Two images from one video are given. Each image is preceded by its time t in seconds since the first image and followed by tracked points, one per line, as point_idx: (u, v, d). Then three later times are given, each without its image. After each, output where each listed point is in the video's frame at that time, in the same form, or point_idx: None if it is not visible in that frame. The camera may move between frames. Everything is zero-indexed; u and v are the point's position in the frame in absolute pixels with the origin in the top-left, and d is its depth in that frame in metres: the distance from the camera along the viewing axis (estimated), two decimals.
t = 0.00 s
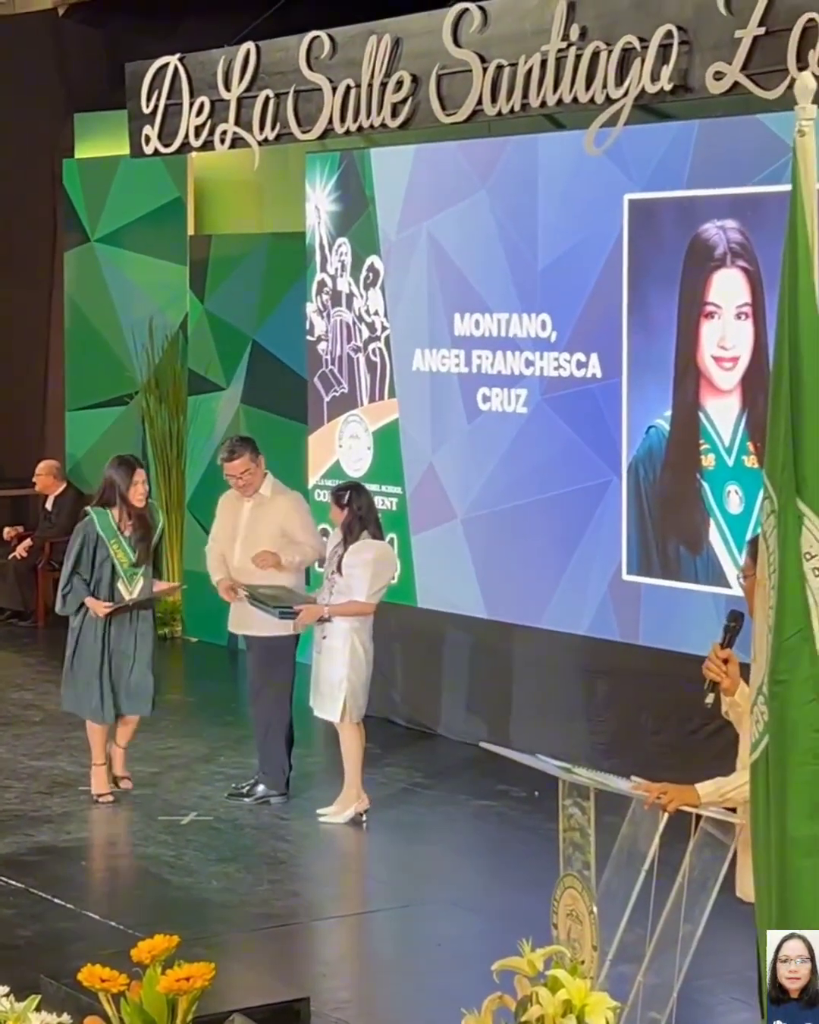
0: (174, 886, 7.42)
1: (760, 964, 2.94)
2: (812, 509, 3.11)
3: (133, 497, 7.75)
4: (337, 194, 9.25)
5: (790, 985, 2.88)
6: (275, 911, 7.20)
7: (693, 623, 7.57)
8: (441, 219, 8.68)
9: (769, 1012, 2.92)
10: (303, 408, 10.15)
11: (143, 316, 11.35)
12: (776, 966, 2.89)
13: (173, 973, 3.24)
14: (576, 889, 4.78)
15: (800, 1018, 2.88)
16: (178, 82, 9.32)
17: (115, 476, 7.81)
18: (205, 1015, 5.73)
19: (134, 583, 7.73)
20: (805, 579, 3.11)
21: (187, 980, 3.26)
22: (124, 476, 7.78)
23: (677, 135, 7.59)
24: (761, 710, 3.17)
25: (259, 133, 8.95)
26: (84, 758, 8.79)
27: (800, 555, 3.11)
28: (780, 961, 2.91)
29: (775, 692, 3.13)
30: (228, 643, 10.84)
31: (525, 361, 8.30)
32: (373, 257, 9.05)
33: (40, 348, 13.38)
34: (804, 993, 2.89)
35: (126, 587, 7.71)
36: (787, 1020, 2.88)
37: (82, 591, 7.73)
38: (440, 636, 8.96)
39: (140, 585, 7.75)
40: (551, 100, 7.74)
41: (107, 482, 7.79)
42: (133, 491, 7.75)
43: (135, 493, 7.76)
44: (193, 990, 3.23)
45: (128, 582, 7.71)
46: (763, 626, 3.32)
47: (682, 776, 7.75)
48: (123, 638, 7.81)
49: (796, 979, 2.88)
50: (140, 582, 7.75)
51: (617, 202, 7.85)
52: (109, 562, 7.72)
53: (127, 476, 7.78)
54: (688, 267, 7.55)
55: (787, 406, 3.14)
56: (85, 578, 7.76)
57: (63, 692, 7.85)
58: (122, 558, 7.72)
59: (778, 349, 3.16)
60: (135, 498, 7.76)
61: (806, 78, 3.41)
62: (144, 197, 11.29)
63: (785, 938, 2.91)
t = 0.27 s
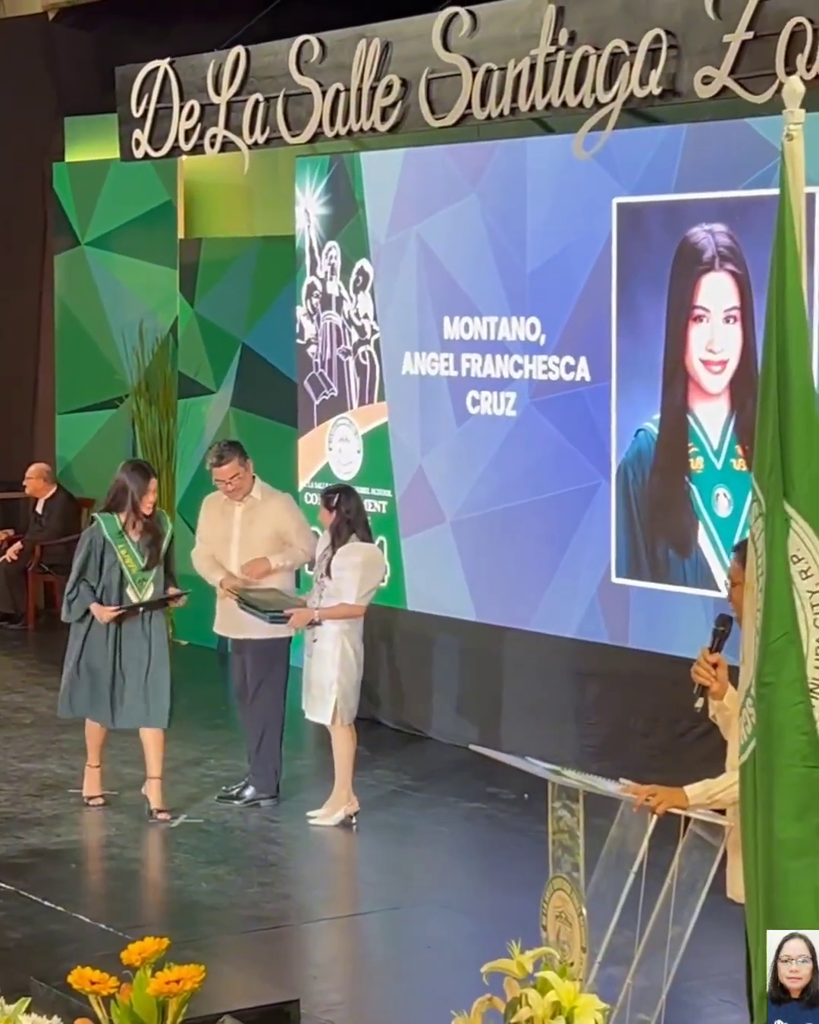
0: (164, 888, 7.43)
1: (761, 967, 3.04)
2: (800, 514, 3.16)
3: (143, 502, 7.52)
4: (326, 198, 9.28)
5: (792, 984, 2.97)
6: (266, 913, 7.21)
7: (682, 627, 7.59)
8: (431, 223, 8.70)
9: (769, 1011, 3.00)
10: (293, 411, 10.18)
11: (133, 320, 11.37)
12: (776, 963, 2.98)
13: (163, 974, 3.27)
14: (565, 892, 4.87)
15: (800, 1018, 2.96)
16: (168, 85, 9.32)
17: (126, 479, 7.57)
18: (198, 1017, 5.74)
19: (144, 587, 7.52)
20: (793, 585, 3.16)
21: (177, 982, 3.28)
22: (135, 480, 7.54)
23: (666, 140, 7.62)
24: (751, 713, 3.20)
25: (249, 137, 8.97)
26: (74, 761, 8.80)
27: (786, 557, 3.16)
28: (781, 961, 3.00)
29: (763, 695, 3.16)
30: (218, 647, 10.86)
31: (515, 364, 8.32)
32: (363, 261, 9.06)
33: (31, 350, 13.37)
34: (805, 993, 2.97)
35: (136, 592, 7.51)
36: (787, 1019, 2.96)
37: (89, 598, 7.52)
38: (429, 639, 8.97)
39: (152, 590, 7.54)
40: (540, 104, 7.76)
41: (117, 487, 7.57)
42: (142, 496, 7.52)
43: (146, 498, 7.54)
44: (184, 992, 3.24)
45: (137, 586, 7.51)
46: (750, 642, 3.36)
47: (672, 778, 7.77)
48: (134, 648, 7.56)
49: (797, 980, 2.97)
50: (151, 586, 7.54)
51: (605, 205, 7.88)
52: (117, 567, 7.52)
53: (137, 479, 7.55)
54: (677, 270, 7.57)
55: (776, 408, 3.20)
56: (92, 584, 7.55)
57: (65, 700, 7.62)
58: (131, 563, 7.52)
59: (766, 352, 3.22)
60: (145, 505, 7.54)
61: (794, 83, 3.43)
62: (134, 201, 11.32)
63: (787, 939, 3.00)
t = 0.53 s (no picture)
0: (155, 889, 7.44)
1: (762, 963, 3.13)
2: (786, 510, 3.19)
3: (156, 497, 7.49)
4: (316, 200, 9.29)
5: (791, 984, 3.06)
6: (256, 914, 7.23)
7: (672, 628, 7.62)
8: (421, 225, 8.71)
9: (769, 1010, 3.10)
10: (282, 413, 10.19)
11: (124, 322, 11.40)
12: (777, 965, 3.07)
13: (154, 976, 3.26)
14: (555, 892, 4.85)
15: (800, 1018, 3.06)
16: (159, 88, 9.35)
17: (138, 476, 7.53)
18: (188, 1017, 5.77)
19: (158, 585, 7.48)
20: (780, 582, 3.18)
21: (167, 984, 3.26)
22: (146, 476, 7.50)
23: (655, 143, 7.63)
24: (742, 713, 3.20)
25: (239, 139, 8.99)
26: (66, 763, 8.81)
27: (775, 557, 3.18)
28: (781, 961, 3.08)
29: (751, 696, 3.17)
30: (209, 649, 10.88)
31: (504, 366, 8.34)
32: (353, 263, 9.08)
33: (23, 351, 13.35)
34: (805, 993, 3.06)
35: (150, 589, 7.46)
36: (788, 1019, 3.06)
37: (101, 592, 7.43)
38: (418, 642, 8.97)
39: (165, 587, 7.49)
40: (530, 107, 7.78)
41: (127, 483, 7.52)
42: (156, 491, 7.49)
43: (158, 495, 7.50)
44: (175, 993, 3.23)
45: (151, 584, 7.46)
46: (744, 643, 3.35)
47: (661, 780, 7.79)
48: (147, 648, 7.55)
49: (797, 979, 3.06)
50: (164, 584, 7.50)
51: (595, 207, 7.89)
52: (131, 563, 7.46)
53: (148, 475, 7.50)
54: (667, 272, 7.59)
55: (764, 409, 3.22)
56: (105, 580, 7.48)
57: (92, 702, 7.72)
58: (146, 559, 7.46)
59: (754, 355, 3.23)
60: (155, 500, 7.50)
61: (782, 84, 3.44)
62: (125, 203, 11.34)
63: (787, 939, 3.09)
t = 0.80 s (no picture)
0: (144, 888, 7.46)
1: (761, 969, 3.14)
2: (774, 511, 3.42)
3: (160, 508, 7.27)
4: (305, 200, 9.30)
5: (792, 985, 3.07)
6: (245, 913, 7.24)
7: (661, 627, 7.65)
8: (409, 225, 8.73)
9: (770, 1011, 3.09)
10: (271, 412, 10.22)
11: (113, 321, 11.45)
12: (777, 965, 3.08)
13: (143, 975, 3.26)
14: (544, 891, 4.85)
15: (800, 1018, 3.05)
16: (148, 88, 9.37)
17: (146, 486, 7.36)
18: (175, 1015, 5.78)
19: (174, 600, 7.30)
20: (768, 584, 3.41)
21: (157, 982, 3.26)
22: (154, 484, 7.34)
23: (642, 143, 7.66)
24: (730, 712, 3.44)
25: (228, 139, 9.01)
26: (54, 762, 8.82)
27: (763, 557, 3.41)
28: (780, 961, 3.10)
29: (740, 694, 3.40)
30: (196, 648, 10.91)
31: (493, 366, 8.37)
32: (341, 262, 9.10)
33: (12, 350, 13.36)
34: (805, 993, 3.06)
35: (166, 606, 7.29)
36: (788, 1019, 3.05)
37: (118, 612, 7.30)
38: (408, 641, 8.99)
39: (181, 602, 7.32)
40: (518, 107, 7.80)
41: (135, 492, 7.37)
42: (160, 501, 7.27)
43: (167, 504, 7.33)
44: (164, 991, 3.22)
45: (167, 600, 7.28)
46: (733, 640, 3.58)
47: (650, 778, 7.81)
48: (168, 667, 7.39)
49: (797, 979, 3.07)
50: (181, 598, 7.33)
51: (582, 207, 7.92)
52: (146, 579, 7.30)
53: (154, 483, 7.34)
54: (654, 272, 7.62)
55: (752, 410, 3.44)
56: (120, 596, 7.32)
57: (118, 732, 7.59)
58: (160, 573, 7.29)
59: (743, 358, 3.44)
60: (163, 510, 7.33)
61: (769, 84, 3.54)
62: (114, 203, 11.37)
63: (787, 939, 3.10)
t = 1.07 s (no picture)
0: (131, 882, 7.46)
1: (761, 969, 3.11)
2: (759, 509, 3.64)
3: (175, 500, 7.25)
4: (291, 195, 9.29)
5: (792, 985, 3.05)
6: (232, 907, 7.25)
7: (649, 621, 7.66)
8: (395, 220, 8.73)
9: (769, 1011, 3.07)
10: (258, 407, 10.24)
11: (99, 317, 11.48)
12: (776, 965, 3.06)
13: (129, 970, 3.31)
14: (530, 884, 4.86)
15: (801, 1018, 3.04)
16: (133, 83, 9.37)
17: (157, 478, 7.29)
18: (160, 1010, 5.79)
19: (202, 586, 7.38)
20: (754, 579, 3.64)
21: (143, 977, 3.32)
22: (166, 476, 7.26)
23: (628, 139, 7.67)
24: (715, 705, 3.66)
25: (214, 134, 9.01)
26: (41, 757, 8.82)
27: (749, 554, 3.64)
28: (781, 962, 3.08)
29: (726, 688, 3.63)
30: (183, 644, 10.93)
31: (478, 361, 8.37)
32: (327, 258, 9.09)
33: None
34: (805, 993, 3.05)
35: (197, 595, 7.35)
36: (788, 1019, 3.03)
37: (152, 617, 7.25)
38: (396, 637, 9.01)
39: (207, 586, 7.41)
40: (503, 102, 7.80)
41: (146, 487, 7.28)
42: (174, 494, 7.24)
43: (179, 495, 7.29)
44: (150, 985, 3.28)
45: (198, 588, 7.35)
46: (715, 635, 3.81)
47: (637, 773, 7.83)
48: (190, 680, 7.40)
49: (797, 979, 3.05)
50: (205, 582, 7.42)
51: (569, 203, 7.93)
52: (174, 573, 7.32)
53: (166, 477, 7.26)
54: (640, 268, 7.63)
55: (737, 407, 3.66)
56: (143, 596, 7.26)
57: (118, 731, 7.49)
58: (187, 565, 7.33)
59: (729, 358, 3.68)
60: (176, 502, 7.29)
61: (755, 79, 3.68)
62: (100, 199, 11.38)
63: (786, 939, 3.07)
